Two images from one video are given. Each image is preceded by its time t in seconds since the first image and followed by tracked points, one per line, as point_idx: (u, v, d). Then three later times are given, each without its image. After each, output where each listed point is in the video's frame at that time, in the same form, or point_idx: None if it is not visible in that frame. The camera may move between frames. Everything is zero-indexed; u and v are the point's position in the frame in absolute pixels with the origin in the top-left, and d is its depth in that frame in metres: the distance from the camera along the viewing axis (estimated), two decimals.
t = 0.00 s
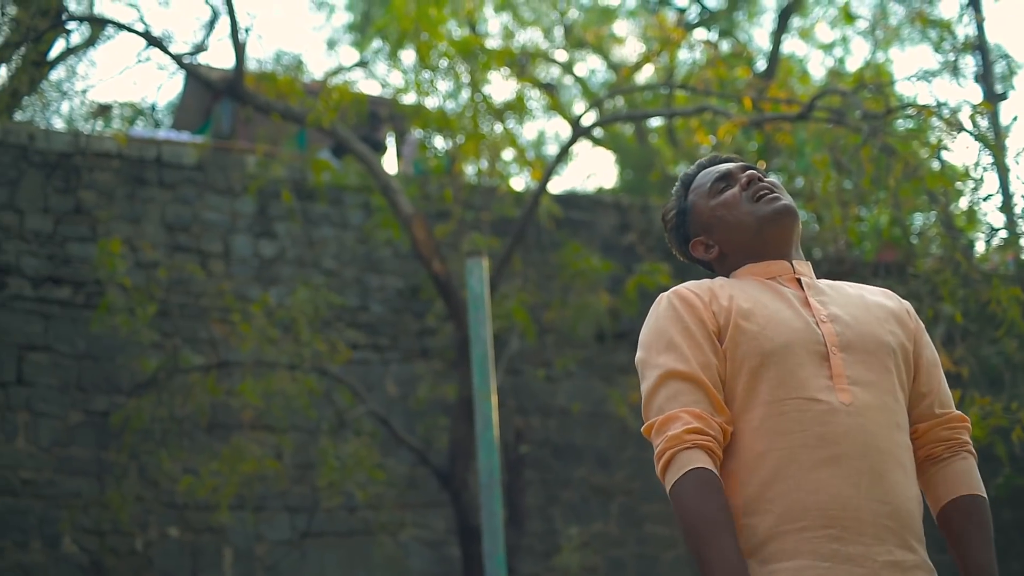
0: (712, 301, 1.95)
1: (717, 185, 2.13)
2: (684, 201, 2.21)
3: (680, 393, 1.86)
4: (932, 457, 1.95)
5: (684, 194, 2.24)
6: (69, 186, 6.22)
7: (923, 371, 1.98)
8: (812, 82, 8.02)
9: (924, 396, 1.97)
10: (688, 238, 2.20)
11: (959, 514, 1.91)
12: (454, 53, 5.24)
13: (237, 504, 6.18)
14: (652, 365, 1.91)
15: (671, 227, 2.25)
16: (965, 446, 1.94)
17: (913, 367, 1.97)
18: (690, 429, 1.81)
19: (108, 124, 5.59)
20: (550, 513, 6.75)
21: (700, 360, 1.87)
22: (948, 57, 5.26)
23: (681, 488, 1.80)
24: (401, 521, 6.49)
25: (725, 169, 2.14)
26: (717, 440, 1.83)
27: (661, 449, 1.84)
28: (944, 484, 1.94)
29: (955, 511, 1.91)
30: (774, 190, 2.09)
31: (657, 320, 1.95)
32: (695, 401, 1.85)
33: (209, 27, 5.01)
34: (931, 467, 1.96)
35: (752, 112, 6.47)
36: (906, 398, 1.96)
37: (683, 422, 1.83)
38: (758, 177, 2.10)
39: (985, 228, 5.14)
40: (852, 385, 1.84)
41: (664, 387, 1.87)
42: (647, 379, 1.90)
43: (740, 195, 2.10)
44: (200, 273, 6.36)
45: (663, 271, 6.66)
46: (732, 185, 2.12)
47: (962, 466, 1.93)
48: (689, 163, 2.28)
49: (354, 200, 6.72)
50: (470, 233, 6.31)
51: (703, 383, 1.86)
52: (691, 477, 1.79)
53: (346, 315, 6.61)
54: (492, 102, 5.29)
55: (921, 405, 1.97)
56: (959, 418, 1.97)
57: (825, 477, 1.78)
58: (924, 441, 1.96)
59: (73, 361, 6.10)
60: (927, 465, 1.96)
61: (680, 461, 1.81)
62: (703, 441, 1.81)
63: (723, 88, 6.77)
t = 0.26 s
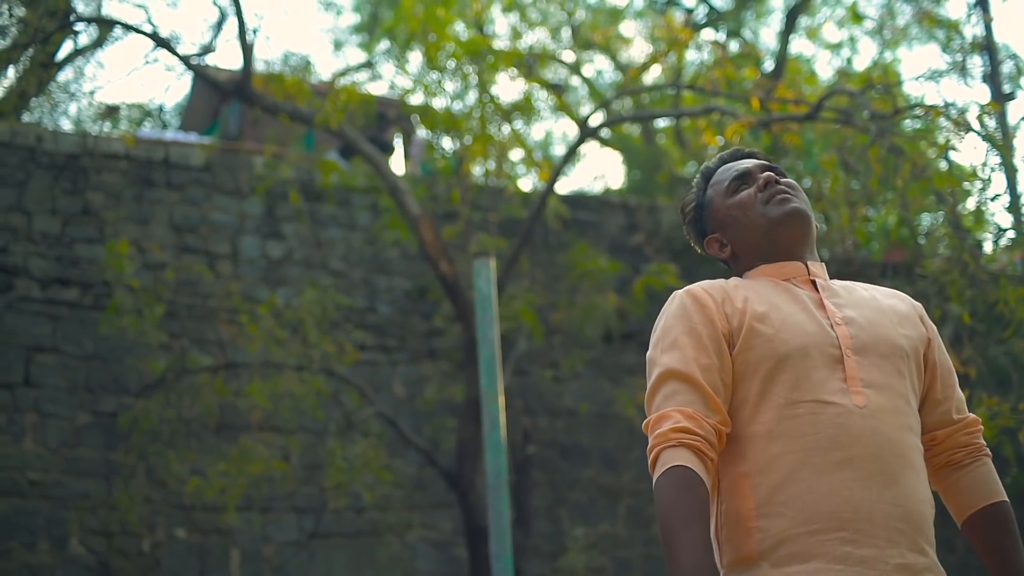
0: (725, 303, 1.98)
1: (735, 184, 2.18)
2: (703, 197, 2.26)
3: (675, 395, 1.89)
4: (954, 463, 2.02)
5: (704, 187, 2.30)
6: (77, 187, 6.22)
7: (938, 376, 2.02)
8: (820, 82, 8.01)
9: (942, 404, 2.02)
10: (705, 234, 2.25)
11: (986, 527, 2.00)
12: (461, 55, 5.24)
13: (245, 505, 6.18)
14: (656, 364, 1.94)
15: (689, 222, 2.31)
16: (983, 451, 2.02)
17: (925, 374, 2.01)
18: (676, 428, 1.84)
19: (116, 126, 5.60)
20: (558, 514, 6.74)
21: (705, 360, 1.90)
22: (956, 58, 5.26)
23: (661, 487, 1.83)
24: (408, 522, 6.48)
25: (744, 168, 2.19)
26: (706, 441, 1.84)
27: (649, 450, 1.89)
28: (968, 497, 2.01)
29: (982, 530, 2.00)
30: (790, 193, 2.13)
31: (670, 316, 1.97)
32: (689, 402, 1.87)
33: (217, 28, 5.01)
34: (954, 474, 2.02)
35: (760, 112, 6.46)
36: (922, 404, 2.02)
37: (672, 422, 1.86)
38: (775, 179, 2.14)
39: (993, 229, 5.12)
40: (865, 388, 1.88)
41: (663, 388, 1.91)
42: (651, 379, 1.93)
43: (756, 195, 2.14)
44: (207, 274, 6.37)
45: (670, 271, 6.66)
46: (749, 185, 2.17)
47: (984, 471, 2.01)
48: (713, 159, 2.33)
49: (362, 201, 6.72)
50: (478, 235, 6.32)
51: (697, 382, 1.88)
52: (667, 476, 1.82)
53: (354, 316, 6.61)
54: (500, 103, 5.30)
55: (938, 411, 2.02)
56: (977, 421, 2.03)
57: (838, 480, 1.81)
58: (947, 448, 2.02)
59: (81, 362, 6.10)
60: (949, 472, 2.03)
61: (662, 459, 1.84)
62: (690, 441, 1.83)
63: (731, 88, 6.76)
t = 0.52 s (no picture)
0: (726, 303, 2.01)
1: (743, 180, 2.19)
2: (710, 191, 2.27)
3: (679, 399, 1.92)
4: (948, 461, 2.02)
5: (715, 179, 2.30)
6: (73, 186, 6.21)
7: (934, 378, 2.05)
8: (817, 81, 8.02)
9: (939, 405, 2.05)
10: (710, 227, 2.26)
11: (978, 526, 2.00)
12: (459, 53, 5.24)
13: (242, 504, 6.17)
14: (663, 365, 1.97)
15: (695, 212, 2.32)
16: (975, 453, 2.04)
17: (923, 373, 2.05)
18: (677, 433, 1.89)
19: (113, 125, 5.59)
20: (555, 513, 6.74)
21: (709, 359, 1.93)
22: (953, 56, 5.26)
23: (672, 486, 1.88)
24: (406, 520, 6.48)
25: (753, 165, 2.19)
26: (709, 440, 1.87)
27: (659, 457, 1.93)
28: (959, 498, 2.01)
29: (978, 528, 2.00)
30: (795, 193, 2.14)
31: (673, 323, 2.01)
32: (690, 405, 1.91)
33: (215, 27, 5.00)
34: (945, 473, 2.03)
35: (757, 111, 6.47)
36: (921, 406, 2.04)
37: (674, 427, 1.90)
38: (782, 178, 2.14)
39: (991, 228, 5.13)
40: (868, 388, 1.91)
41: (666, 394, 1.94)
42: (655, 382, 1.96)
43: (762, 193, 2.15)
44: (205, 273, 6.36)
45: (667, 269, 6.66)
46: (756, 182, 2.17)
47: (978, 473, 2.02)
48: (724, 152, 2.33)
49: (359, 200, 6.71)
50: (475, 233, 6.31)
51: (697, 388, 1.91)
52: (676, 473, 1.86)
53: (351, 315, 6.60)
54: (497, 102, 5.30)
55: (936, 412, 2.05)
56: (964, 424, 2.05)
57: (843, 479, 1.84)
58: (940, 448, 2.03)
59: (78, 361, 6.09)
60: (942, 470, 2.03)
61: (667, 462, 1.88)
62: (692, 442, 1.87)
63: (728, 87, 6.76)
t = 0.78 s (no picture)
0: (719, 299, 2.10)
1: (754, 170, 2.31)
2: (722, 174, 2.40)
3: (667, 388, 2.02)
4: (946, 455, 2.16)
5: (728, 165, 2.42)
6: (64, 179, 6.18)
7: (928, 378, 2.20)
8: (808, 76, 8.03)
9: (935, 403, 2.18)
10: (715, 209, 2.39)
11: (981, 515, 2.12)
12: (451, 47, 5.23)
13: (232, 496, 6.17)
14: (658, 355, 2.06)
15: (703, 192, 2.45)
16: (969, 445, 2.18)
17: (913, 369, 2.17)
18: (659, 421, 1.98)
19: (104, 117, 5.57)
20: (545, 506, 6.75)
21: (706, 349, 2.03)
22: (944, 52, 5.24)
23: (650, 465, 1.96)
24: (395, 513, 6.48)
25: (767, 158, 2.31)
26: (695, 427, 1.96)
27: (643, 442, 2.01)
28: (957, 491, 2.15)
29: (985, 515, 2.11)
30: (802, 190, 2.26)
31: (663, 317, 2.11)
32: (677, 395, 2.00)
33: (207, 20, 4.99)
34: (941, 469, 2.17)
35: (749, 105, 6.46)
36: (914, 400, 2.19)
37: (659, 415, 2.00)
38: (793, 174, 2.27)
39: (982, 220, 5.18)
40: (861, 382, 2.02)
41: (656, 386, 2.04)
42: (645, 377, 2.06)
43: (768, 186, 2.27)
44: (196, 266, 6.34)
45: (658, 263, 6.67)
46: (766, 174, 2.29)
47: (971, 465, 2.15)
48: (746, 139, 2.45)
49: (350, 192, 6.70)
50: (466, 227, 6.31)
51: (683, 379, 2.01)
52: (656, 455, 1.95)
53: (342, 307, 6.60)
54: (489, 95, 5.30)
55: (930, 409, 2.18)
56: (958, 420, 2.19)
57: (834, 470, 1.94)
58: (941, 441, 2.17)
59: (68, 353, 6.07)
60: (943, 465, 2.17)
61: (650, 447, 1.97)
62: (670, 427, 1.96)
63: (720, 81, 6.76)
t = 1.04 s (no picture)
0: (692, 290, 2.12)
1: (741, 158, 2.33)
2: (712, 156, 2.42)
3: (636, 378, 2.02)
4: (915, 442, 2.21)
5: (720, 148, 2.44)
6: (37, 164, 6.13)
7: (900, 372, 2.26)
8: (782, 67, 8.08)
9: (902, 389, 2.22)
10: (700, 189, 2.41)
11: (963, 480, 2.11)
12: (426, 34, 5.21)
13: (202, 483, 6.16)
14: (629, 347, 2.07)
15: (692, 171, 2.47)
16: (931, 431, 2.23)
17: (885, 361, 2.19)
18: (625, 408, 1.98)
19: (78, 102, 5.53)
20: (515, 495, 6.77)
21: (677, 340, 2.04)
22: (919, 44, 5.29)
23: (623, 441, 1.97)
24: (366, 501, 6.46)
25: (755, 147, 2.33)
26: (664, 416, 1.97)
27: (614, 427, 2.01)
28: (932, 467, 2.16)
29: (970, 474, 2.10)
30: (783, 183, 2.28)
31: (635, 308, 2.12)
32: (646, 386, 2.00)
33: (182, 6, 4.95)
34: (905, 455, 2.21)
35: (723, 95, 6.49)
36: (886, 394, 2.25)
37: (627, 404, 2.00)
38: (777, 166, 2.28)
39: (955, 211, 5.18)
40: (832, 373, 2.04)
41: (626, 377, 2.05)
42: (616, 367, 2.06)
43: (751, 175, 2.29)
44: (168, 252, 6.28)
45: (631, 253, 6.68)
46: (751, 163, 2.31)
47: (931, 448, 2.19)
48: (743, 124, 2.46)
49: (323, 179, 6.68)
50: (439, 215, 6.29)
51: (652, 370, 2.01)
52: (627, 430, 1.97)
53: (314, 295, 6.58)
54: (463, 84, 5.29)
55: (901, 401, 2.24)
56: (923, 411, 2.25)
57: (805, 461, 1.96)
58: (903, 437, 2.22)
59: (39, 338, 6.03)
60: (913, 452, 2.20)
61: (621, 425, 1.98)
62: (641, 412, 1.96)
63: (694, 71, 6.78)
